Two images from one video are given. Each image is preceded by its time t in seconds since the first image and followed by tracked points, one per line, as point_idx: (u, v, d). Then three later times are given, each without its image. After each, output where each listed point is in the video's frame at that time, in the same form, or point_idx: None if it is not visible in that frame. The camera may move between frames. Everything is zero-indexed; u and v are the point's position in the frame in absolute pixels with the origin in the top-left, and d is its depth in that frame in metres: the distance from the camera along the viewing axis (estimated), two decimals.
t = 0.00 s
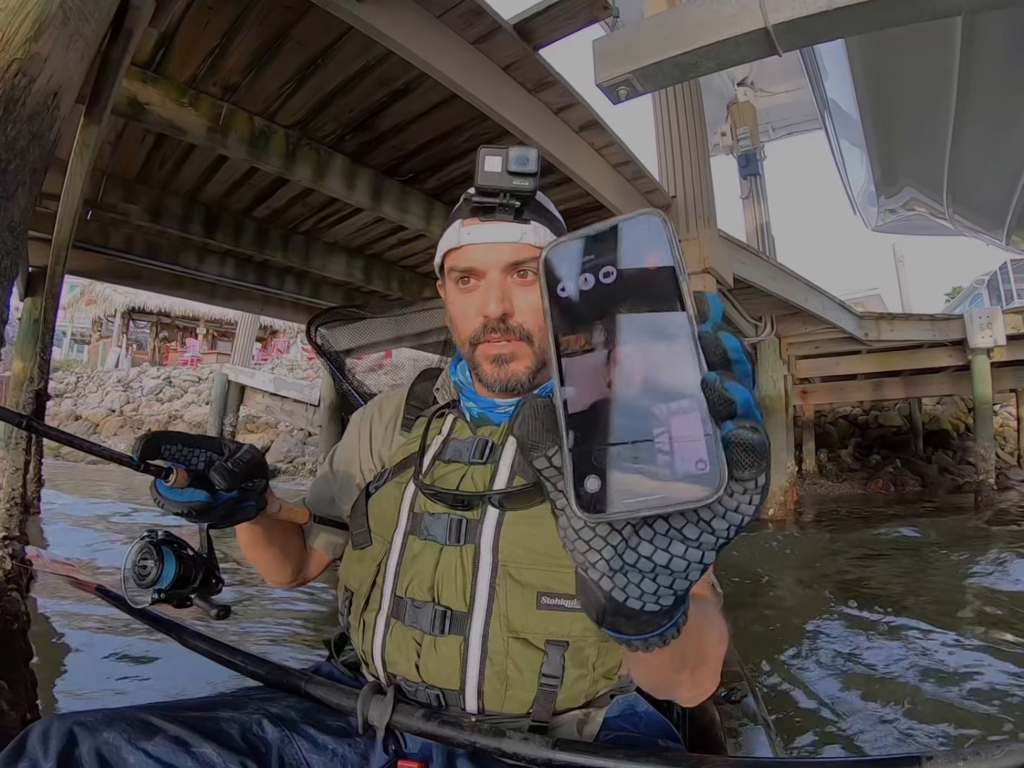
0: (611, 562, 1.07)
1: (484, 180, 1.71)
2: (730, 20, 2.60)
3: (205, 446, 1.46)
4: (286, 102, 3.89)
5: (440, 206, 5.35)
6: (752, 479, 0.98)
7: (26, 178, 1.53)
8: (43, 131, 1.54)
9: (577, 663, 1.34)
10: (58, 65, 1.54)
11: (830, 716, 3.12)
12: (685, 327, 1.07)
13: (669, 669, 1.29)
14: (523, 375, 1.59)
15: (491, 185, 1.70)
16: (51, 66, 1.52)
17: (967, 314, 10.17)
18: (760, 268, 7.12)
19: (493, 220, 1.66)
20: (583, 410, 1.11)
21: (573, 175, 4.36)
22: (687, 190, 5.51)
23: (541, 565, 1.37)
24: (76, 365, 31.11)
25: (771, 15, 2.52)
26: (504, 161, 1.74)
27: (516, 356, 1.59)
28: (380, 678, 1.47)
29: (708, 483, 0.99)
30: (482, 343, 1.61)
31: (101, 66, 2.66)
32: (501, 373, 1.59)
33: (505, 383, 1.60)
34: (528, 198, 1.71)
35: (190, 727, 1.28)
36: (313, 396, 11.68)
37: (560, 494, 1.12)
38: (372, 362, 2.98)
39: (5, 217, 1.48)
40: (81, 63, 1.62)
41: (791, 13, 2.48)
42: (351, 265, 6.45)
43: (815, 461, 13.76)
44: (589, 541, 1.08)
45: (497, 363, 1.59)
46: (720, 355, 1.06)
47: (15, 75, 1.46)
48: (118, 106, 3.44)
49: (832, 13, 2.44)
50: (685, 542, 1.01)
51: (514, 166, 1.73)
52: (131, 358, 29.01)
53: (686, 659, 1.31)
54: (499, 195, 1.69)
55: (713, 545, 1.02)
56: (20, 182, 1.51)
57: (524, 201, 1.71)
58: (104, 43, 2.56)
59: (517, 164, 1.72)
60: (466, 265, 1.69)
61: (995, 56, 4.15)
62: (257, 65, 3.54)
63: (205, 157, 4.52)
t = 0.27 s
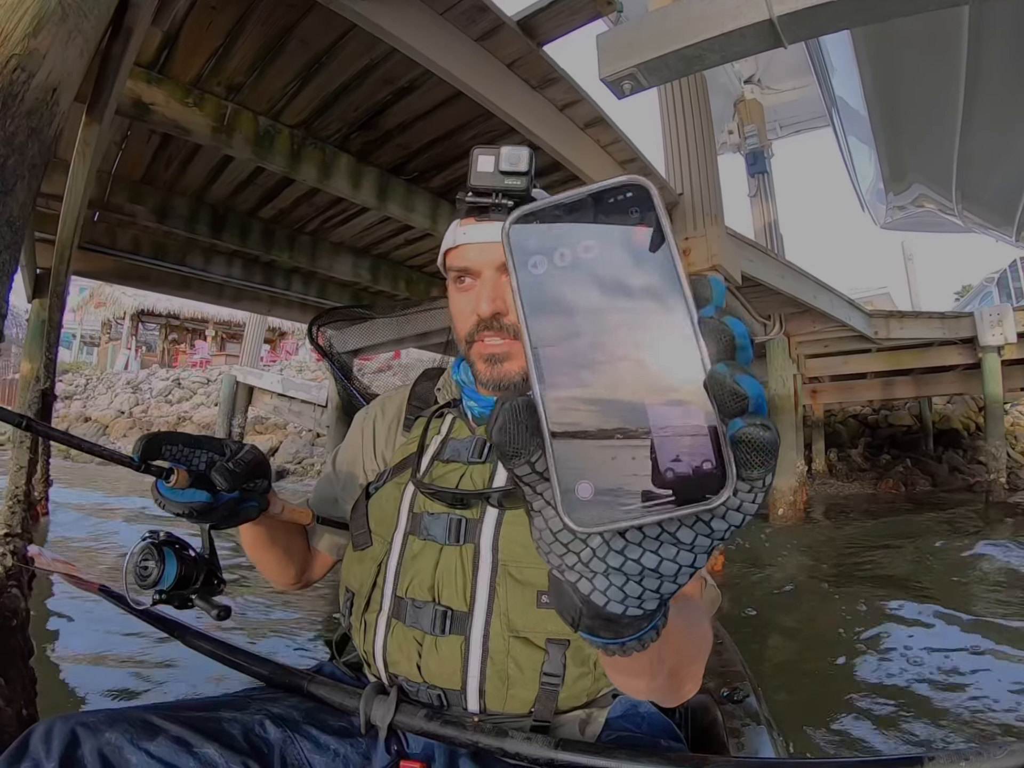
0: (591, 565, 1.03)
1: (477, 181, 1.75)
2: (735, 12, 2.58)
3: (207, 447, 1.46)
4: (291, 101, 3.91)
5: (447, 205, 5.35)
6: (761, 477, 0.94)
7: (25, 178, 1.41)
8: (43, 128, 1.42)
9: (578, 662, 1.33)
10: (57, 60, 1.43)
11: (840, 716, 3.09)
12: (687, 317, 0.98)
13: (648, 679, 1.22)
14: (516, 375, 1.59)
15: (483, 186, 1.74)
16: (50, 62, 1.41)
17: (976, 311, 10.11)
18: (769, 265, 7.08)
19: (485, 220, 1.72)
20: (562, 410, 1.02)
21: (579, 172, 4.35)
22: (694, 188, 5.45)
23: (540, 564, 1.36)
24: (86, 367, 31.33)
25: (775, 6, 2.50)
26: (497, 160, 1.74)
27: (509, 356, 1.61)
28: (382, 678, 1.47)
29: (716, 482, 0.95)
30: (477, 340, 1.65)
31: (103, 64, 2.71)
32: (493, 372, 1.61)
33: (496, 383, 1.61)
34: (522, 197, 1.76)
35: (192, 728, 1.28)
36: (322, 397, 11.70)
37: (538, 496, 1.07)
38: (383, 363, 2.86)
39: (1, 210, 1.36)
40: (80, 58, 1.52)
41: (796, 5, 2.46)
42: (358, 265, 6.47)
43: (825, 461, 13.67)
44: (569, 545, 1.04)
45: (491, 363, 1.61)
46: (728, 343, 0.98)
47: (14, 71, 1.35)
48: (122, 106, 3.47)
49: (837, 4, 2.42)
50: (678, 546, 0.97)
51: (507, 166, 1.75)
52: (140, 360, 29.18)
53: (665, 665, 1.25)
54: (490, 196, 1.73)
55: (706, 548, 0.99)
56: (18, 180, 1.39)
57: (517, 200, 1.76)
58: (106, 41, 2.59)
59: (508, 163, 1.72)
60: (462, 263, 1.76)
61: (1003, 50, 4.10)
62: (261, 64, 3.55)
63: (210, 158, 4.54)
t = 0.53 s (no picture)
0: (595, 589, 1.08)
1: (475, 185, 1.71)
2: (742, 4, 2.55)
3: (208, 437, 1.45)
4: (296, 98, 3.91)
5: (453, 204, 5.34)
6: (759, 511, 1.03)
7: (26, 171, 1.36)
8: (44, 121, 1.38)
9: (583, 665, 1.33)
10: (58, 53, 1.40)
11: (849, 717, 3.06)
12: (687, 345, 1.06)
13: (648, 687, 1.22)
14: (513, 378, 1.57)
15: (481, 190, 1.71)
16: (52, 53, 1.37)
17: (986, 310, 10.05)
18: (777, 262, 7.04)
19: (486, 224, 1.72)
20: (563, 445, 1.09)
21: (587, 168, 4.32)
22: (702, 186, 5.53)
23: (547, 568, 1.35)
24: (96, 368, 31.57)
25: None
26: (495, 163, 1.72)
27: (507, 362, 1.58)
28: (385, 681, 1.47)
29: (719, 517, 1.02)
30: (476, 343, 1.63)
31: (107, 60, 2.73)
32: (490, 375, 1.60)
33: (494, 386, 1.60)
34: (521, 200, 1.72)
35: (195, 731, 1.28)
36: (329, 397, 11.73)
37: (541, 526, 1.13)
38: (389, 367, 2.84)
39: (4, 202, 1.32)
40: (81, 52, 1.48)
41: None
42: (365, 264, 6.47)
43: (833, 460, 13.60)
44: (572, 570, 1.09)
45: (489, 364, 1.60)
46: (727, 381, 1.08)
47: (16, 63, 1.32)
48: (129, 105, 3.50)
49: None
50: (681, 573, 1.04)
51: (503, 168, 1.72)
52: (149, 361, 29.37)
53: (664, 675, 1.24)
54: (490, 200, 1.70)
55: (707, 572, 1.05)
56: (19, 172, 1.34)
57: (516, 203, 1.72)
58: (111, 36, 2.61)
59: (506, 165, 1.69)
60: (463, 266, 1.76)
61: (1011, 44, 4.05)
62: (266, 62, 3.56)
63: (215, 157, 4.56)
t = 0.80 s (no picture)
0: (599, 610, 1.10)
1: (481, 185, 1.74)
2: None
3: (203, 444, 1.46)
4: (301, 97, 3.92)
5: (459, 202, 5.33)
6: (763, 543, 1.06)
7: (26, 167, 1.37)
8: (46, 116, 1.38)
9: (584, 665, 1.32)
10: (59, 48, 1.40)
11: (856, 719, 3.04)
12: (699, 379, 1.08)
13: (643, 692, 1.23)
14: (515, 375, 1.58)
15: (486, 190, 1.73)
16: (54, 49, 1.38)
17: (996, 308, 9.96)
18: (785, 260, 7.00)
19: (489, 225, 1.72)
20: (569, 471, 1.11)
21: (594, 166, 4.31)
22: (710, 183, 5.50)
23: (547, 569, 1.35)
24: (104, 368, 31.75)
25: None
26: (498, 164, 1.74)
27: (509, 359, 1.60)
28: (386, 681, 1.47)
29: (721, 547, 1.05)
30: (477, 342, 1.65)
31: (110, 58, 2.73)
32: (491, 374, 1.61)
33: (495, 384, 1.61)
34: (525, 202, 1.73)
35: (196, 731, 1.29)
36: (336, 397, 11.74)
37: (547, 547, 1.14)
38: (397, 366, 2.89)
39: (5, 199, 1.34)
40: (84, 48, 1.49)
41: None
42: (370, 263, 6.48)
43: (841, 460, 13.52)
44: (577, 591, 1.11)
45: (488, 364, 1.62)
46: (737, 416, 1.10)
47: (16, 58, 1.32)
48: (134, 105, 3.52)
49: None
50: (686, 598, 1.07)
51: (507, 170, 1.74)
52: (156, 361, 29.51)
53: (661, 684, 1.24)
54: (494, 199, 1.71)
55: (711, 599, 1.08)
56: (20, 168, 1.35)
57: (521, 205, 1.73)
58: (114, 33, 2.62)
59: (510, 167, 1.71)
60: (467, 267, 1.77)
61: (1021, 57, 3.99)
62: (271, 60, 3.57)
63: (220, 156, 4.58)
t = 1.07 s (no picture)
0: (572, 619, 1.11)
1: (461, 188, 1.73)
2: None
3: (196, 447, 1.47)
4: (304, 97, 3.93)
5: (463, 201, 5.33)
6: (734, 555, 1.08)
7: (22, 169, 1.37)
8: (42, 119, 1.39)
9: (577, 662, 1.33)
10: (56, 50, 1.42)
11: (860, 720, 3.03)
12: (666, 387, 1.11)
13: (624, 694, 1.24)
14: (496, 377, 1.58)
15: (466, 193, 1.72)
16: (49, 52, 1.39)
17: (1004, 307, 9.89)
18: (791, 259, 6.97)
19: (473, 228, 1.72)
20: (537, 489, 1.15)
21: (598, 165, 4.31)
22: (715, 182, 5.49)
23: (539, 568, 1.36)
24: (111, 368, 31.92)
25: None
26: (480, 167, 1.72)
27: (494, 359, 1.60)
28: (383, 680, 1.48)
29: (692, 555, 1.08)
30: (464, 345, 1.66)
31: (110, 59, 2.74)
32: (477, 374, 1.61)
33: (479, 385, 1.63)
34: (507, 203, 1.73)
35: (195, 730, 1.29)
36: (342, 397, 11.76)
37: (518, 558, 1.17)
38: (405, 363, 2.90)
39: None
40: (80, 50, 1.50)
41: None
42: (375, 263, 6.49)
43: (849, 460, 13.45)
44: (550, 599, 1.13)
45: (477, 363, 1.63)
46: (705, 425, 1.11)
47: (11, 61, 1.33)
48: (137, 105, 3.54)
49: None
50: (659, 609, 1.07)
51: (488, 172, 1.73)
52: (163, 360, 29.61)
53: (643, 685, 1.25)
54: (476, 202, 1.71)
55: (684, 610, 1.09)
56: (16, 172, 1.35)
57: (503, 205, 1.73)
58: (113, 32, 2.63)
59: (491, 168, 1.70)
60: (453, 269, 1.77)
61: None
62: (273, 61, 3.58)
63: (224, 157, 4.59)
